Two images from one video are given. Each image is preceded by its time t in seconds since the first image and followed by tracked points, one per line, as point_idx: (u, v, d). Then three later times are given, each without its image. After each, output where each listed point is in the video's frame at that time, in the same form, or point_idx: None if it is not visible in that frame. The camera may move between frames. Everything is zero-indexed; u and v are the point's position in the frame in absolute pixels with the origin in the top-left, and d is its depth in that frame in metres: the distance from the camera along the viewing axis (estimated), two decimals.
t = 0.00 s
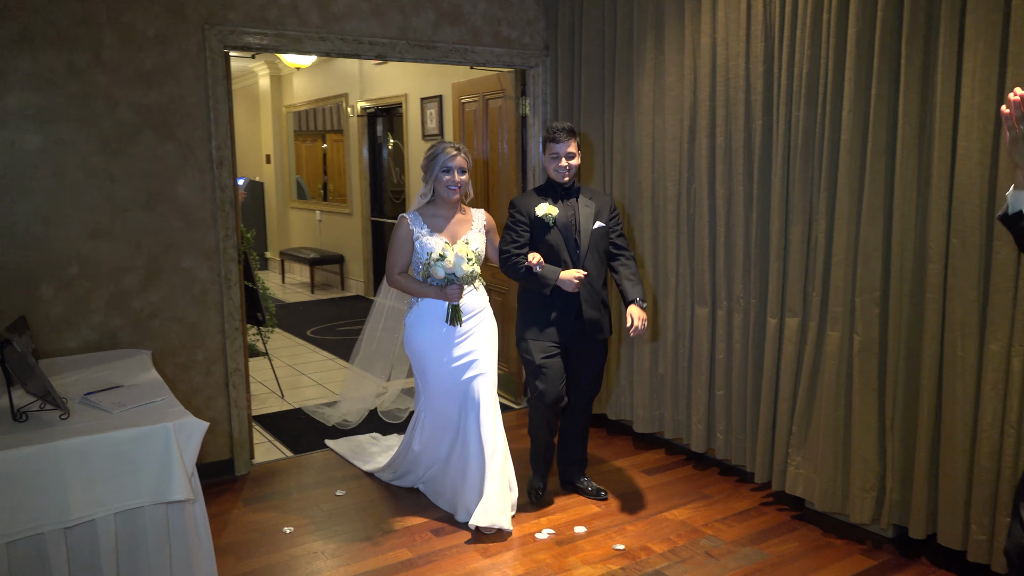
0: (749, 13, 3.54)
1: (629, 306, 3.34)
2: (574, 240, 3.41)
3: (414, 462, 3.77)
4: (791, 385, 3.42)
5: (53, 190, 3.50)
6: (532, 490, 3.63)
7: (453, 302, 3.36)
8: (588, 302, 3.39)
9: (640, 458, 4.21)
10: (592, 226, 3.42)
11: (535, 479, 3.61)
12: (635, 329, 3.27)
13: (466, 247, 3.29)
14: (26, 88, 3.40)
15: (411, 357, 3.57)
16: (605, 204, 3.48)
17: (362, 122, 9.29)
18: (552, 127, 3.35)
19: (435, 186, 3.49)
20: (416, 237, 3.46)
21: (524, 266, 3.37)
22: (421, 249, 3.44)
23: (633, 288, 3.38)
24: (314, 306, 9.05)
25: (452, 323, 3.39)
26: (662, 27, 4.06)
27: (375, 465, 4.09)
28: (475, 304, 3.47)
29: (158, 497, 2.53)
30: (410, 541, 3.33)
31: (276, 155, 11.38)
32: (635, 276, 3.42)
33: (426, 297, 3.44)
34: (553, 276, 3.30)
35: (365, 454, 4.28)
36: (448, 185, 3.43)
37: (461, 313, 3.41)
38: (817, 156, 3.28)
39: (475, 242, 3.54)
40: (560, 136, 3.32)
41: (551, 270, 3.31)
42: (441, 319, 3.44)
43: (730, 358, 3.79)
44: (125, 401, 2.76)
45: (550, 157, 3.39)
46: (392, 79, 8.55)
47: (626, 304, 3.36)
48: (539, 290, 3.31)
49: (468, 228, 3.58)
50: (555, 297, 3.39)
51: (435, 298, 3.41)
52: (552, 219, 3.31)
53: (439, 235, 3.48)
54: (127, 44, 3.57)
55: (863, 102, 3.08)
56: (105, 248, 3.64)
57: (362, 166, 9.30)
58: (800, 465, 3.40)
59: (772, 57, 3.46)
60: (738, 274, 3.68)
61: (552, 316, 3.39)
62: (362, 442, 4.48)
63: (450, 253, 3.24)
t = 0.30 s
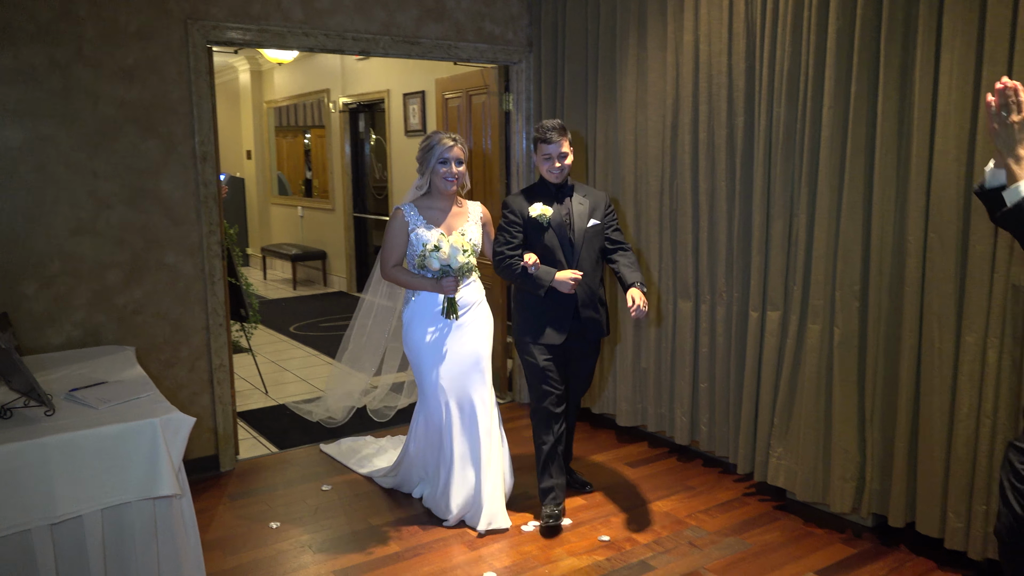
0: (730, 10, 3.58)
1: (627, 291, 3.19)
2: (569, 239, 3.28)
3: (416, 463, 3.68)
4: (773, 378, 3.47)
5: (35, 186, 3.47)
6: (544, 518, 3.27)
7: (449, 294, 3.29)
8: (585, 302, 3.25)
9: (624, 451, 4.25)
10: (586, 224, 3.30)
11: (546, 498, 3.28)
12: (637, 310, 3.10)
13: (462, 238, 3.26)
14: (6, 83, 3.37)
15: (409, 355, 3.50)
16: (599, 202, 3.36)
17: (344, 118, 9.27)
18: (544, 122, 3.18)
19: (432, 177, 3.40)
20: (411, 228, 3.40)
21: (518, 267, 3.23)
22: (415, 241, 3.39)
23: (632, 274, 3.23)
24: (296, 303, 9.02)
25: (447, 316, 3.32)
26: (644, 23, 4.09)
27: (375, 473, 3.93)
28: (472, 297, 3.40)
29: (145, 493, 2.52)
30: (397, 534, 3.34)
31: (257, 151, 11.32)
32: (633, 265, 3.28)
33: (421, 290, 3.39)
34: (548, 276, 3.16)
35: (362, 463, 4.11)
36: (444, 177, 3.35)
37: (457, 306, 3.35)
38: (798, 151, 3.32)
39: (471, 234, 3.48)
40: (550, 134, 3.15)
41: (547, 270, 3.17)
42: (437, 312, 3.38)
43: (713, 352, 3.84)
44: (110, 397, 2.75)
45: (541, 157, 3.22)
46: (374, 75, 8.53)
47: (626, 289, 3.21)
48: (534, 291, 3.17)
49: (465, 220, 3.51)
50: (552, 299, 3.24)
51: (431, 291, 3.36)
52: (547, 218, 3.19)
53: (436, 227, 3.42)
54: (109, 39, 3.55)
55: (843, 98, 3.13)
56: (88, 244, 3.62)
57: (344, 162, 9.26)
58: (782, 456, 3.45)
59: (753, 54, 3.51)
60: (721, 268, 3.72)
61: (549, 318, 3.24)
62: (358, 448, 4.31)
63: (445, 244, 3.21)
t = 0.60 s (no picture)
0: (715, 10, 3.62)
1: (623, 299, 3.12)
2: (566, 244, 3.19)
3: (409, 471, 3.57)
4: (758, 373, 3.51)
5: (20, 183, 3.45)
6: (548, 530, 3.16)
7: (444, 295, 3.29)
8: (584, 308, 3.16)
9: (611, 447, 4.28)
10: (583, 228, 3.21)
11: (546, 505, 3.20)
12: (632, 316, 3.04)
13: (458, 239, 3.25)
14: None
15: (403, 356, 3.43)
16: (594, 205, 3.27)
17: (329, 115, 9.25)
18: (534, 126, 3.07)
19: (430, 174, 3.36)
20: (409, 227, 3.36)
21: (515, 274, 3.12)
22: (412, 239, 3.35)
23: (627, 282, 3.16)
24: (281, 301, 8.99)
25: (445, 314, 3.32)
26: (630, 22, 4.13)
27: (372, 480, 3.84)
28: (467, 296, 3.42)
29: (135, 490, 2.52)
30: (387, 531, 3.36)
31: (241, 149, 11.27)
32: (629, 271, 3.21)
33: (417, 290, 3.34)
34: (547, 282, 3.05)
35: (359, 467, 4.03)
36: (442, 174, 3.31)
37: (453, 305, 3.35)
38: (782, 149, 3.37)
39: (468, 233, 3.44)
40: (541, 139, 3.04)
41: (546, 276, 3.06)
42: (434, 311, 3.36)
43: (700, 348, 3.88)
44: (98, 394, 2.74)
45: (534, 161, 3.12)
46: (359, 72, 8.52)
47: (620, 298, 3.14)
48: (534, 298, 3.06)
49: (462, 219, 3.47)
50: (551, 305, 3.14)
51: (426, 291, 3.32)
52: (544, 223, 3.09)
53: (434, 225, 3.38)
54: (95, 36, 3.54)
55: (827, 97, 3.17)
56: (74, 242, 3.60)
57: (330, 160, 9.24)
58: (767, 450, 3.50)
59: (738, 53, 3.55)
60: (707, 265, 3.76)
61: (547, 324, 3.15)
62: (353, 453, 4.22)
63: (442, 246, 3.21)
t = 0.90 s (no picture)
0: (701, 10, 3.66)
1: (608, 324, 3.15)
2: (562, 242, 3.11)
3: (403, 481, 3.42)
4: (743, 370, 3.55)
5: (7, 182, 3.44)
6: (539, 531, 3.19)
7: (439, 296, 3.22)
8: (580, 308, 3.10)
9: (597, 444, 4.31)
10: (578, 225, 3.12)
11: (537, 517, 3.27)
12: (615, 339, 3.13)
13: (455, 239, 3.19)
14: None
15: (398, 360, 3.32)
16: (588, 202, 3.20)
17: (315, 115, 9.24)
18: (524, 122, 2.99)
19: (426, 174, 3.30)
20: (405, 226, 3.29)
21: (509, 274, 3.06)
22: (408, 240, 3.29)
23: (617, 302, 3.15)
24: (267, 301, 8.97)
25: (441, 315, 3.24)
26: (616, 22, 4.16)
27: (367, 488, 3.75)
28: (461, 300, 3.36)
29: (125, 490, 2.51)
30: (378, 529, 3.37)
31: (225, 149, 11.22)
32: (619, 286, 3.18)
33: (412, 290, 3.28)
34: (542, 281, 2.98)
35: (352, 474, 3.93)
36: (437, 174, 3.25)
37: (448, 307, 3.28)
38: (767, 149, 3.41)
39: (465, 233, 3.38)
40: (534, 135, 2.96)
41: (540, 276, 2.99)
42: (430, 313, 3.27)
43: (687, 346, 3.92)
44: (88, 394, 2.74)
45: (527, 159, 3.02)
46: (345, 72, 8.52)
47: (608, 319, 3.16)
48: (529, 297, 2.99)
49: (458, 219, 3.42)
50: (547, 306, 3.06)
51: (421, 292, 3.26)
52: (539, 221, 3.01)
53: (430, 226, 3.32)
54: (81, 35, 3.53)
55: (810, 97, 3.22)
56: (61, 242, 3.59)
57: (315, 159, 9.21)
58: (753, 446, 3.54)
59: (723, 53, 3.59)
60: (694, 263, 3.80)
61: (543, 328, 3.06)
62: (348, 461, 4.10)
63: (439, 245, 3.14)
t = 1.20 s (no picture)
0: (682, 13, 3.71)
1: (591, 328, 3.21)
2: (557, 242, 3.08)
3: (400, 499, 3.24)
4: (725, 368, 3.60)
5: None
6: (524, 529, 3.22)
7: (437, 307, 3.03)
8: (575, 311, 3.06)
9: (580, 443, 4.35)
10: (575, 228, 3.11)
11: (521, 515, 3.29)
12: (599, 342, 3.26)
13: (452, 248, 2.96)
14: None
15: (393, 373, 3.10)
16: (583, 204, 3.18)
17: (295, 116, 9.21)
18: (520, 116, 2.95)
19: (417, 181, 3.07)
20: (397, 236, 3.06)
21: (500, 271, 2.99)
22: (401, 250, 3.06)
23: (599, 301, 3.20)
24: (248, 303, 8.94)
25: (438, 327, 3.04)
26: (598, 24, 4.20)
27: (362, 501, 3.63)
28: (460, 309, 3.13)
29: (112, 491, 2.46)
30: (364, 529, 3.39)
31: (204, 150, 11.15)
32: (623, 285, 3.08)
33: (405, 301, 3.05)
34: (537, 282, 2.97)
35: (344, 483, 3.85)
36: (430, 182, 3.04)
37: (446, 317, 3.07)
38: (747, 150, 3.47)
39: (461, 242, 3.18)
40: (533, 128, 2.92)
41: (534, 276, 2.98)
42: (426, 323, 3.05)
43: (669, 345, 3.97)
44: (72, 396, 2.72)
45: (527, 154, 2.97)
46: (326, 72, 8.50)
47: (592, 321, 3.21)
48: (523, 297, 2.97)
49: (453, 227, 3.21)
50: (539, 306, 3.04)
51: (416, 303, 3.05)
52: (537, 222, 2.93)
53: (424, 235, 3.09)
54: (63, 36, 3.51)
55: (789, 99, 3.28)
56: (43, 243, 3.57)
57: (296, 160, 9.18)
58: (735, 443, 3.59)
59: (704, 56, 3.64)
60: (676, 263, 3.85)
61: (535, 329, 3.05)
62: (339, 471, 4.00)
63: (436, 254, 2.88)
